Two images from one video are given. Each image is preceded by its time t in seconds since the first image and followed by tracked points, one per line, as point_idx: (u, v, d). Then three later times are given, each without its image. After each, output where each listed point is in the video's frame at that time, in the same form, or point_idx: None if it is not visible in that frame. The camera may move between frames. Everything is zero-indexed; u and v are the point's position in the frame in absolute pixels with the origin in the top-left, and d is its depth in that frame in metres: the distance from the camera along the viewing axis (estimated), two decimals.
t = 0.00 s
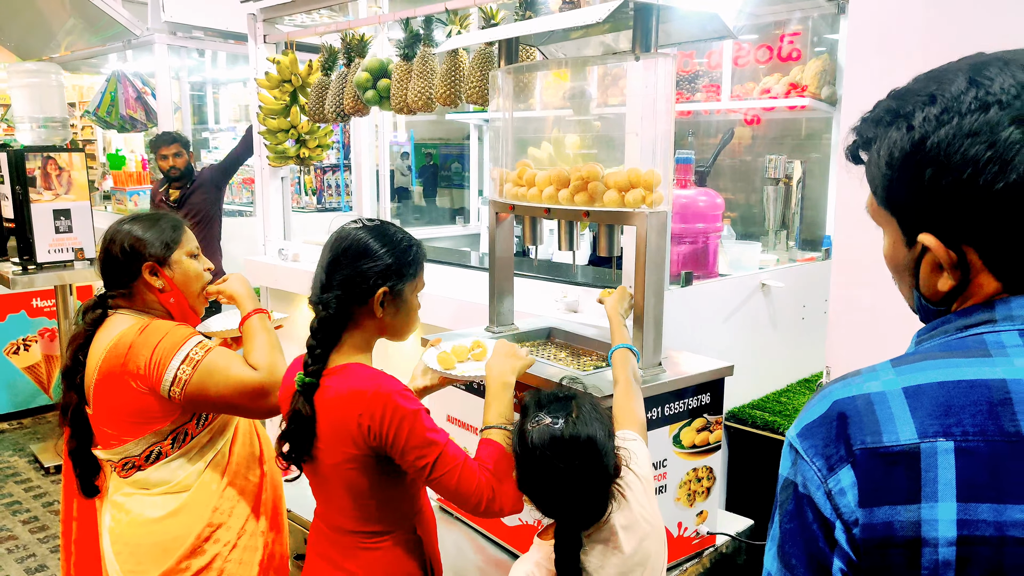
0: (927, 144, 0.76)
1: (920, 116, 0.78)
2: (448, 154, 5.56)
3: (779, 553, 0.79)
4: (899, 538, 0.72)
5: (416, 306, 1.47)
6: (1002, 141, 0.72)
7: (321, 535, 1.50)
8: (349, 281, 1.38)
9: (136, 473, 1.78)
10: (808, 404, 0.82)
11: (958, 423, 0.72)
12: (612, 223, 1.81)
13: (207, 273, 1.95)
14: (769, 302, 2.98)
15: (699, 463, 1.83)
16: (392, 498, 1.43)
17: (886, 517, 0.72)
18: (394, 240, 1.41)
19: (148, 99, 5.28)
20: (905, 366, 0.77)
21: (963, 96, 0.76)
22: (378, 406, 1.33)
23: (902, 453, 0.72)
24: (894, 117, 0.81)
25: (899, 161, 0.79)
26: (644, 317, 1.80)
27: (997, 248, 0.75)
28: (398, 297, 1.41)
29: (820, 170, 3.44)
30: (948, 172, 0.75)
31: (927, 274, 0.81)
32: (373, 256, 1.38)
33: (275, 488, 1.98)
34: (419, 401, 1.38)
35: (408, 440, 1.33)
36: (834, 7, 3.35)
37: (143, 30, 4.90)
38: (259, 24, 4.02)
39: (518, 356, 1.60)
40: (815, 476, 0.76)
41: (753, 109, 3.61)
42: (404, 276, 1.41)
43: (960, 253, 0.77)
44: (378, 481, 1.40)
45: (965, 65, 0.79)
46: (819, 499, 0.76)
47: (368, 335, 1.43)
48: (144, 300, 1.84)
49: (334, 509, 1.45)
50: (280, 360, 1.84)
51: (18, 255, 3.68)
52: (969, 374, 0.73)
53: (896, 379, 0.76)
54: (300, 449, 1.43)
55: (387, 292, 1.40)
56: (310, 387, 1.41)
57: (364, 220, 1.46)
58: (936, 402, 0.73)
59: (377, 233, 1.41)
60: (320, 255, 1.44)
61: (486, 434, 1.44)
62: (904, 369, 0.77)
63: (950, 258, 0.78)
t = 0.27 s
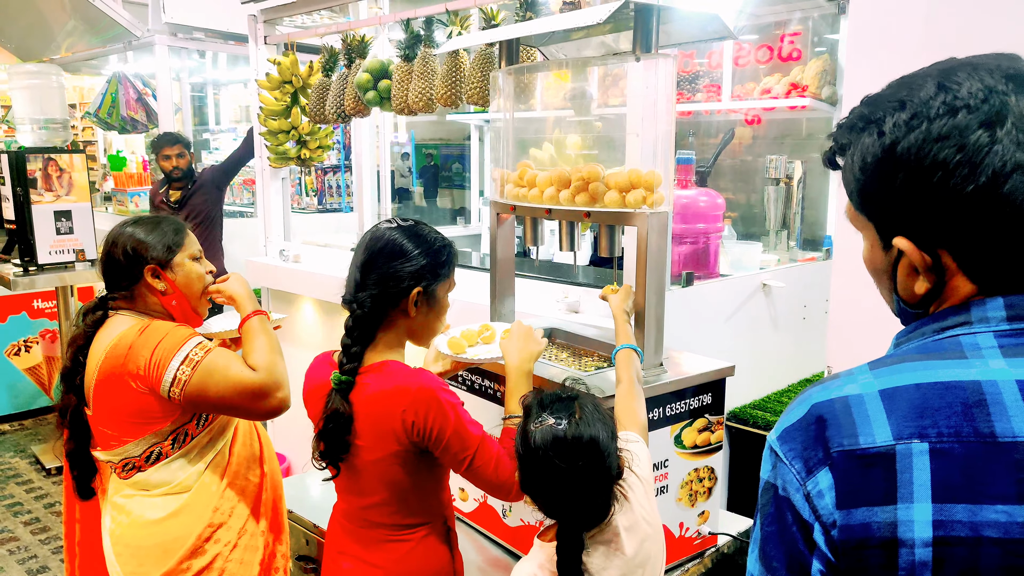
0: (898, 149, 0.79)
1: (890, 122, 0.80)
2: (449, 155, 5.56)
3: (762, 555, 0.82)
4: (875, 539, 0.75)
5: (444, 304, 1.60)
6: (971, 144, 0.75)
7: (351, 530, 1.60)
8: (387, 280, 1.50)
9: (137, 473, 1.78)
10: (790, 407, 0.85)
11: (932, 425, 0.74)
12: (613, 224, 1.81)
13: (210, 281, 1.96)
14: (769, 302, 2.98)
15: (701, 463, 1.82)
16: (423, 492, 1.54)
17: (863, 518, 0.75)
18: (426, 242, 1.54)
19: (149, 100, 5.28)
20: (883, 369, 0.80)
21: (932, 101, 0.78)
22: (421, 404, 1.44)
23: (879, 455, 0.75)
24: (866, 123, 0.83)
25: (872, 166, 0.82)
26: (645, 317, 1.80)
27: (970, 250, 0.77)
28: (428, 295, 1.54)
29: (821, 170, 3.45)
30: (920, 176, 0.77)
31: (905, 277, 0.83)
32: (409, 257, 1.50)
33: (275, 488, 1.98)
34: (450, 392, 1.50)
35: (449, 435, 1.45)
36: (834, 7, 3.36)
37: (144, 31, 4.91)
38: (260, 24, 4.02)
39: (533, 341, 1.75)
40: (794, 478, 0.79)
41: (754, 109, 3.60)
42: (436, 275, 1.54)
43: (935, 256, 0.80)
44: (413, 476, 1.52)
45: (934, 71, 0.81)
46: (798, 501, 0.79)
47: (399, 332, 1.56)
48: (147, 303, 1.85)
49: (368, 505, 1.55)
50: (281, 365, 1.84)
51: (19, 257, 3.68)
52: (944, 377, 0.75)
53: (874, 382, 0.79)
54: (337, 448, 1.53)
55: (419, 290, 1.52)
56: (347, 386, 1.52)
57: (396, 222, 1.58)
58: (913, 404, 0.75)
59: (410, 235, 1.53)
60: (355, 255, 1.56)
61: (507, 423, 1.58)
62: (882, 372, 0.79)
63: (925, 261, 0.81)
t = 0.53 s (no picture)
0: (878, 153, 0.79)
1: (870, 126, 0.81)
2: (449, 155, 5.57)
3: (746, 558, 0.82)
4: (855, 542, 0.74)
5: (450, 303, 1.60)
6: (948, 147, 0.75)
7: (359, 524, 1.61)
8: (395, 279, 1.50)
9: (136, 475, 1.78)
10: (775, 410, 0.84)
11: (912, 430, 0.73)
12: (613, 225, 1.81)
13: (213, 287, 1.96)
14: (770, 303, 2.98)
15: (702, 464, 1.82)
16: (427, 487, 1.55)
17: (843, 522, 0.74)
18: (432, 240, 1.54)
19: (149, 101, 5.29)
20: (864, 374, 0.80)
21: (911, 104, 0.78)
22: (423, 397, 1.45)
23: (858, 458, 0.74)
24: (848, 127, 0.84)
25: (853, 170, 0.82)
26: (645, 318, 1.80)
27: (950, 253, 0.77)
28: (435, 294, 1.54)
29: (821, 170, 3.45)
30: (899, 180, 0.78)
31: (889, 280, 0.84)
32: (415, 256, 1.51)
33: (274, 487, 1.98)
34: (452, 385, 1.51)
35: (451, 427, 1.45)
36: (834, 8, 3.38)
37: (144, 32, 4.92)
38: (260, 25, 4.02)
39: (536, 336, 1.74)
40: (777, 482, 0.78)
41: (754, 110, 3.59)
42: (442, 273, 1.54)
43: (917, 259, 0.80)
44: (417, 470, 1.52)
45: (914, 75, 0.82)
46: (781, 504, 0.78)
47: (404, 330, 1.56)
48: (150, 305, 1.85)
49: (374, 498, 1.56)
50: (279, 373, 1.83)
51: (19, 258, 3.68)
52: (923, 381, 0.75)
53: (856, 386, 0.78)
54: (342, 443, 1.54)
55: (426, 289, 1.52)
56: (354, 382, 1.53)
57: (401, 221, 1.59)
58: (892, 408, 0.75)
59: (415, 234, 1.53)
60: (361, 254, 1.56)
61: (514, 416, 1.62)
62: (863, 376, 0.79)
63: (907, 265, 0.81)
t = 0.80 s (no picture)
0: (872, 153, 0.79)
1: (865, 126, 0.81)
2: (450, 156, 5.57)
3: (738, 555, 0.83)
4: (844, 540, 0.74)
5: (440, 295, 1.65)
6: (941, 148, 0.75)
7: (350, 506, 1.68)
8: (383, 273, 1.56)
9: (137, 475, 1.77)
10: (769, 409, 0.85)
11: (901, 429, 0.74)
12: (613, 225, 1.80)
13: (214, 289, 1.97)
14: (770, 303, 2.99)
15: (703, 465, 1.82)
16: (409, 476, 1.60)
17: (832, 520, 0.75)
18: (419, 234, 1.60)
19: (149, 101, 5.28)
20: (857, 373, 0.80)
21: (905, 104, 0.78)
22: (405, 377, 1.51)
23: (848, 457, 0.75)
24: (844, 127, 0.84)
25: (849, 170, 0.83)
26: (645, 318, 1.80)
27: (945, 253, 0.77)
28: (423, 286, 1.60)
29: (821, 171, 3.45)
30: (892, 180, 0.78)
31: (886, 281, 0.84)
32: (402, 250, 1.56)
33: (274, 487, 1.98)
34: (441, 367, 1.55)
35: (436, 402, 1.49)
36: (835, 8, 3.39)
37: (144, 32, 4.91)
38: (260, 25, 4.01)
39: (547, 312, 1.81)
40: (768, 480, 0.79)
41: (754, 110, 3.58)
42: (430, 266, 1.60)
43: (911, 259, 0.80)
44: (398, 459, 1.57)
45: (910, 75, 0.81)
46: (771, 502, 0.79)
47: (394, 322, 1.61)
48: (150, 305, 1.85)
49: (360, 483, 1.63)
50: (281, 377, 1.81)
51: (19, 258, 3.68)
52: (914, 381, 0.75)
53: (848, 386, 0.79)
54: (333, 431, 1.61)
55: (414, 282, 1.58)
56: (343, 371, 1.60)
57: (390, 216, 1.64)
58: (882, 408, 0.75)
59: (403, 228, 1.59)
60: (351, 249, 1.62)
61: (526, 374, 1.63)
62: (856, 375, 0.80)
63: (902, 264, 0.81)
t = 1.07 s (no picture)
0: (882, 148, 0.80)
1: (876, 121, 0.81)
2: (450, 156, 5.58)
3: (742, 548, 0.83)
4: (845, 534, 0.75)
5: (429, 291, 1.71)
6: (950, 143, 0.75)
7: (339, 500, 1.76)
8: (371, 268, 1.63)
9: (140, 476, 1.78)
10: (774, 404, 0.86)
11: (904, 424, 0.74)
12: (613, 225, 1.80)
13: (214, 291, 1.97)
14: (771, 303, 2.99)
15: (704, 465, 1.82)
16: (395, 471, 1.66)
17: (834, 514, 0.75)
18: (407, 231, 1.66)
19: (149, 101, 5.28)
20: (863, 369, 0.80)
21: (917, 100, 0.79)
22: (391, 369, 1.59)
23: (851, 452, 0.75)
24: (857, 123, 0.84)
25: (859, 165, 0.83)
26: (646, 319, 1.80)
27: (951, 249, 0.77)
28: (412, 281, 1.65)
29: (821, 171, 3.45)
30: (900, 174, 0.78)
31: (894, 276, 0.84)
32: (390, 246, 1.62)
33: (277, 487, 1.98)
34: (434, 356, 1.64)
35: (427, 389, 1.58)
36: (835, 8, 3.39)
37: (144, 32, 4.91)
38: (261, 26, 4.01)
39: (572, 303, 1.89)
40: (771, 473, 0.80)
41: (754, 110, 3.59)
42: (418, 261, 1.65)
43: (918, 254, 0.80)
44: (384, 453, 1.64)
45: (923, 72, 0.82)
46: (774, 495, 0.79)
47: (386, 316, 1.68)
48: (151, 305, 1.85)
49: (348, 476, 1.71)
50: (285, 381, 1.82)
51: (20, 259, 3.69)
52: (919, 377, 0.76)
53: (853, 381, 0.79)
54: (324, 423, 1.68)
55: (402, 277, 1.63)
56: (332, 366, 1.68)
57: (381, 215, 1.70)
58: (886, 404, 0.76)
59: (392, 225, 1.65)
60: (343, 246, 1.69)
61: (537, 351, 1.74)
62: (861, 371, 0.80)
63: (909, 259, 0.81)
